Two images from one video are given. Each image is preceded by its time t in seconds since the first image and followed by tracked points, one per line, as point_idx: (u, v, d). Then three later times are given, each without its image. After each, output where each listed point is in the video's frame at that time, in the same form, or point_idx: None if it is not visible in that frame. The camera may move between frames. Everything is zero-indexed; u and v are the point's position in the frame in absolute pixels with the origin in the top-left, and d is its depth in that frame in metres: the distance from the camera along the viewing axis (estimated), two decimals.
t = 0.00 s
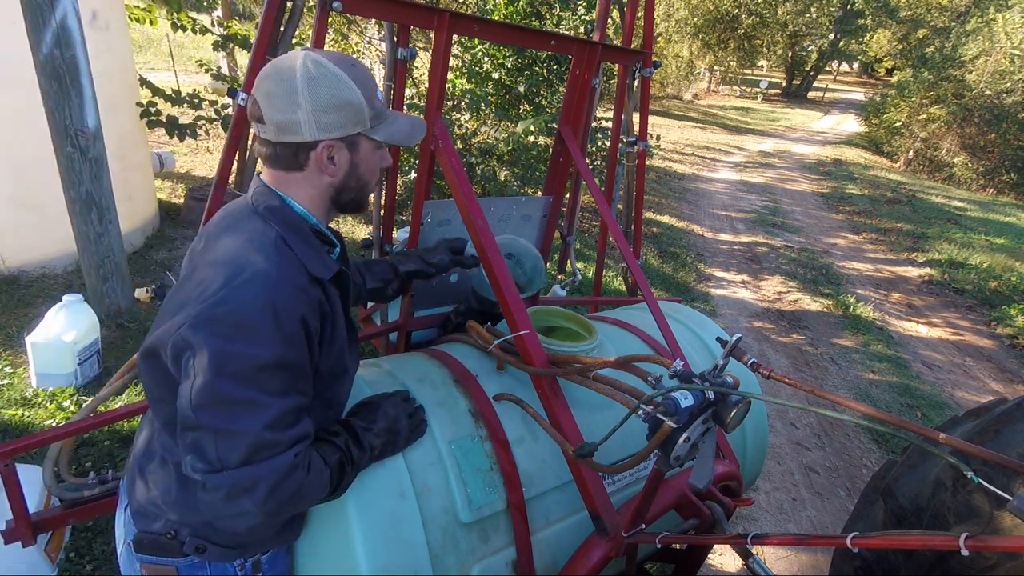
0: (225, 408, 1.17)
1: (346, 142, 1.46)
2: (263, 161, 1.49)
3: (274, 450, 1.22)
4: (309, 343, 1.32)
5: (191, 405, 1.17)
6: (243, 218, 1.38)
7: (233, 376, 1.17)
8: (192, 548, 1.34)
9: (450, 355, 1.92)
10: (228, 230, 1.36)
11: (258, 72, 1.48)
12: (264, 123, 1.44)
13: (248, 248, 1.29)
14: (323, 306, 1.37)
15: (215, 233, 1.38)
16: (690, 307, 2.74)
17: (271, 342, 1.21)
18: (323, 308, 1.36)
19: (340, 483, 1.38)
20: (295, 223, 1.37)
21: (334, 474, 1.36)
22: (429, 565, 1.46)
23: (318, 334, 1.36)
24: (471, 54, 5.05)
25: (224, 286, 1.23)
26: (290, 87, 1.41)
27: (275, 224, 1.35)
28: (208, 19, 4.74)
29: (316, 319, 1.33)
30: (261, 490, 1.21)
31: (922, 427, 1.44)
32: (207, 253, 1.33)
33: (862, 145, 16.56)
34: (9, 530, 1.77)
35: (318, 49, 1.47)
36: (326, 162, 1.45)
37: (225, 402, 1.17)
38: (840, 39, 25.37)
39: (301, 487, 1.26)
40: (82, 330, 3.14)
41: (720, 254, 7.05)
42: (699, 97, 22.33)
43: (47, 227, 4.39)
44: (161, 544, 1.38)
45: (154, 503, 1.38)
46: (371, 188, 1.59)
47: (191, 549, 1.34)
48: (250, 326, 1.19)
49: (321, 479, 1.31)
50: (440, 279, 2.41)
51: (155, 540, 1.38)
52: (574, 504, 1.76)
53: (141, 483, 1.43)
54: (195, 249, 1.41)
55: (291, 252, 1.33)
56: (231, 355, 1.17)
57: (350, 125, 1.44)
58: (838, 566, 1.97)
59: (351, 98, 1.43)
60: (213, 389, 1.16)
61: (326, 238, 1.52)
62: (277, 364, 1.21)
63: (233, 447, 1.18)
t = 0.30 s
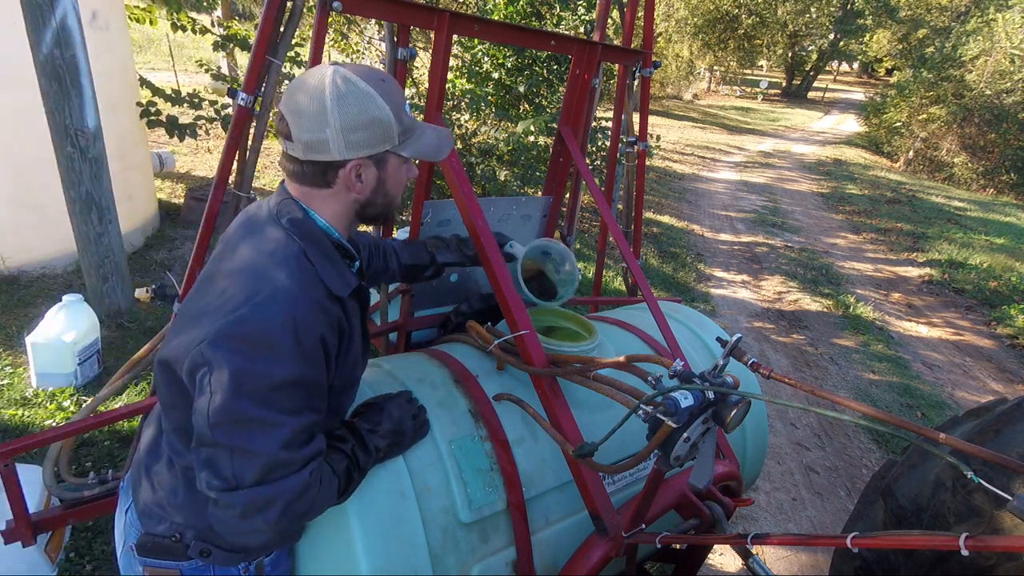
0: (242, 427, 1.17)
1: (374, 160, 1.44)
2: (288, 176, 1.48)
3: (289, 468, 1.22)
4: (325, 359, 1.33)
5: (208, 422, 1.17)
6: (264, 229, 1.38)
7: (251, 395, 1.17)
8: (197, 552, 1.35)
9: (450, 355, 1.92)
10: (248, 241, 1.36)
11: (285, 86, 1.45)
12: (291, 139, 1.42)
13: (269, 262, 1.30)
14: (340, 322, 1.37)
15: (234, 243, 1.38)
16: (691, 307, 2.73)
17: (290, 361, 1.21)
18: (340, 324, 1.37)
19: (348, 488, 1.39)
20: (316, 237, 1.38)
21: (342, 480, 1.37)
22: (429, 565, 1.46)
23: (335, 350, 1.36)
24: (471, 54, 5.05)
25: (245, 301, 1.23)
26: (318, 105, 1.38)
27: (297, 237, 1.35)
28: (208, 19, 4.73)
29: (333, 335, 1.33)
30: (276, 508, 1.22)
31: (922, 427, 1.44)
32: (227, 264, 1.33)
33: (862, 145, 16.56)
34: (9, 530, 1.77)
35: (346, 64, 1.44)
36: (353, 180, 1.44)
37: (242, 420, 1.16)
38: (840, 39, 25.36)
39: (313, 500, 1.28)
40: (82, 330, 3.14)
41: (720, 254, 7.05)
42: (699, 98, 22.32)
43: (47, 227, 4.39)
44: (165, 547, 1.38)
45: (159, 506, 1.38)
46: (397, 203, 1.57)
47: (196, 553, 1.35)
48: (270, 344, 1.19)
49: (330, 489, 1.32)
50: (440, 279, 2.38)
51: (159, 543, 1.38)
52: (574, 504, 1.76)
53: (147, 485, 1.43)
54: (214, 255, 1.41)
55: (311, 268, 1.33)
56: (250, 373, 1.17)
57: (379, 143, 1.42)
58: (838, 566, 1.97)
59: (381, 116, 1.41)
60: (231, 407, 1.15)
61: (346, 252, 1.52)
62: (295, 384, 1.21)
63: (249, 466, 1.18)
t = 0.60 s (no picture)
0: (245, 436, 1.17)
1: (385, 173, 1.43)
2: (299, 185, 1.48)
3: (291, 478, 1.22)
4: (330, 369, 1.33)
5: (210, 430, 1.17)
6: (272, 235, 1.38)
7: (254, 405, 1.17)
8: (197, 553, 1.35)
9: (450, 355, 1.92)
10: (255, 247, 1.36)
11: (299, 94, 1.45)
12: (303, 150, 1.42)
13: (275, 270, 1.29)
14: (345, 332, 1.37)
15: (241, 248, 1.37)
16: (690, 307, 2.74)
17: (294, 372, 1.21)
18: (345, 334, 1.37)
19: (349, 491, 1.38)
20: (323, 246, 1.37)
21: (344, 485, 1.36)
22: (429, 565, 1.46)
23: (340, 360, 1.36)
24: (471, 54, 5.05)
25: (251, 310, 1.23)
26: (330, 117, 1.38)
27: (304, 246, 1.35)
28: (208, 19, 4.73)
29: (338, 345, 1.33)
30: (278, 517, 1.22)
31: (922, 426, 1.44)
32: (234, 269, 1.33)
33: (862, 145, 16.56)
34: (9, 530, 1.78)
35: (361, 74, 1.43)
36: (363, 193, 1.43)
37: (245, 430, 1.16)
38: (840, 39, 25.34)
39: (316, 507, 1.27)
40: (82, 330, 3.14)
41: (720, 254, 7.05)
42: (699, 98, 22.32)
43: (47, 227, 4.39)
44: (165, 548, 1.38)
45: (158, 506, 1.39)
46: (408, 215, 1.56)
47: (195, 553, 1.35)
48: (275, 354, 1.19)
49: (332, 494, 1.32)
50: (439, 278, 2.38)
51: (159, 543, 1.38)
52: (574, 504, 1.76)
53: (148, 484, 1.43)
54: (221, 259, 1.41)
55: (318, 277, 1.32)
56: (255, 383, 1.17)
57: (391, 156, 1.41)
58: (838, 566, 1.97)
59: (393, 130, 1.40)
60: (234, 417, 1.15)
61: (355, 261, 1.52)
62: (298, 395, 1.21)
63: (251, 475, 1.18)
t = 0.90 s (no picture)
0: (247, 436, 1.17)
1: (383, 175, 1.43)
2: (298, 185, 1.48)
3: (292, 478, 1.22)
4: (332, 369, 1.33)
5: (213, 430, 1.17)
6: (275, 236, 1.38)
7: (256, 404, 1.17)
8: (197, 552, 1.36)
9: (450, 355, 1.92)
10: (258, 247, 1.36)
11: (299, 94, 1.45)
12: (301, 151, 1.42)
13: (278, 271, 1.30)
14: (346, 333, 1.37)
15: (244, 249, 1.38)
16: (690, 307, 2.73)
17: (296, 372, 1.21)
18: (346, 334, 1.37)
19: (351, 491, 1.39)
20: (325, 247, 1.37)
21: (345, 485, 1.36)
22: (429, 565, 1.46)
23: (341, 361, 1.36)
24: (471, 54, 5.04)
25: (254, 310, 1.23)
26: (330, 118, 1.38)
27: (306, 246, 1.35)
28: (208, 19, 4.73)
29: (340, 346, 1.34)
30: (279, 517, 1.22)
31: (923, 426, 1.44)
32: (236, 270, 1.33)
33: (862, 145, 16.56)
34: (9, 530, 1.78)
35: (360, 76, 1.43)
36: (361, 194, 1.43)
37: (247, 430, 1.16)
38: (840, 39, 25.34)
39: (318, 508, 1.27)
40: (82, 330, 3.14)
41: (720, 254, 7.05)
42: (698, 98, 22.33)
43: (47, 227, 4.39)
44: (165, 547, 1.38)
45: (159, 504, 1.39)
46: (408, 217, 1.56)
47: (195, 552, 1.35)
48: (278, 355, 1.20)
49: (333, 494, 1.32)
50: (440, 278, 2.38)
51: (159, 542, 1.38)
52: (574, 504, 1.76)
53: (149, 482, 1.43)
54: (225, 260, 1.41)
55: (320, 278, 1.33)
56: (257, 383, 1.17)
57: (389, 158, 1.41)
58: (838, 566, 1.97)
59: (392, 132, 1.39)
60: (237, 416, 1.15)
61: (355, 262, 1.52)
62: (300, 395, 1.21)
63: (253, 475, 1.18)
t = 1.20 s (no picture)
0: (242, 434, 1.17)
1: (374, 170, 1.43)
2: (291, 184, 1.48)
3: (288, 476, 1.22)
4: (327, 367, 1.33)
5: (208, 428, 1.17)
6: (271, 234, 1.38)
7: (250, 402, 1.17)
8: (196, 551, 1.36)
9: (450, 355, 1.92)
10: (254, 246, 1.36)
11: (288, 92, 1.46)
12: (291, 149, 1.42)
13: (273, 269, 1.30)
14: (342, 331, 1.37)
15: (241, 247, 1.38)
16: (690, 307, 2.73)
17: (291, 371, 1.21)
18: (342, 332, 1.37)
19: (350, 490, 1.39)
20: (321, 245, 1.37)
21: (343, 484, 1.37)
22: (429, 565, 1.46)
23: (337, 358, 1.36)
24: (471, 54, 5.04)
25: (249, 308, 1.23)
26: (317, 114, 1.38)
27: (301, 244, 1.35)
28: (208, 19, 4.73)
29: (335, 344, 1.33)
30: (275, 515, 1.22)
31: (922, 426, 1.44)
32: (232, 268, 1.33)
33: (862, 145, 16.57)
34: (9, 530, 1.77)
35: (348, 71, 1.42)
36: (352, 190, 1.43)
37: (241, 428, 1.16)
38: (840, 39, 25.33)
39: (315, 506, 1.27)
40: (82, 330, 3.14)
41: (720, 254, 7.05)
42: (699, 98, 22.33)
43: (47, 227, 4.39)
44: (164, 546, 1.38)
45: (157, 503, 1.39)
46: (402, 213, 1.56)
47: (194, 551, 1.36)
48: (272, 352, 1.19)
49: (331, 493, 1.32)
50: (440, 278, 2.37)
51: (158, 541, 1.38)
52: (574, 504, 1.76)
53: (148, 481, 1.43)
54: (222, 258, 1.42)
55: (315, 276, 1.32)
56: (252, 381, 1.17)
57: (378, 152, 1.40)
58: (838, 566, 1.97)
59: (380, 126, 1.39)
60: (231, 414, 1.15)
61: (351, 260, 1.51)
62: (295, 393, 1.21)
63: (248, 473, 1.18)
